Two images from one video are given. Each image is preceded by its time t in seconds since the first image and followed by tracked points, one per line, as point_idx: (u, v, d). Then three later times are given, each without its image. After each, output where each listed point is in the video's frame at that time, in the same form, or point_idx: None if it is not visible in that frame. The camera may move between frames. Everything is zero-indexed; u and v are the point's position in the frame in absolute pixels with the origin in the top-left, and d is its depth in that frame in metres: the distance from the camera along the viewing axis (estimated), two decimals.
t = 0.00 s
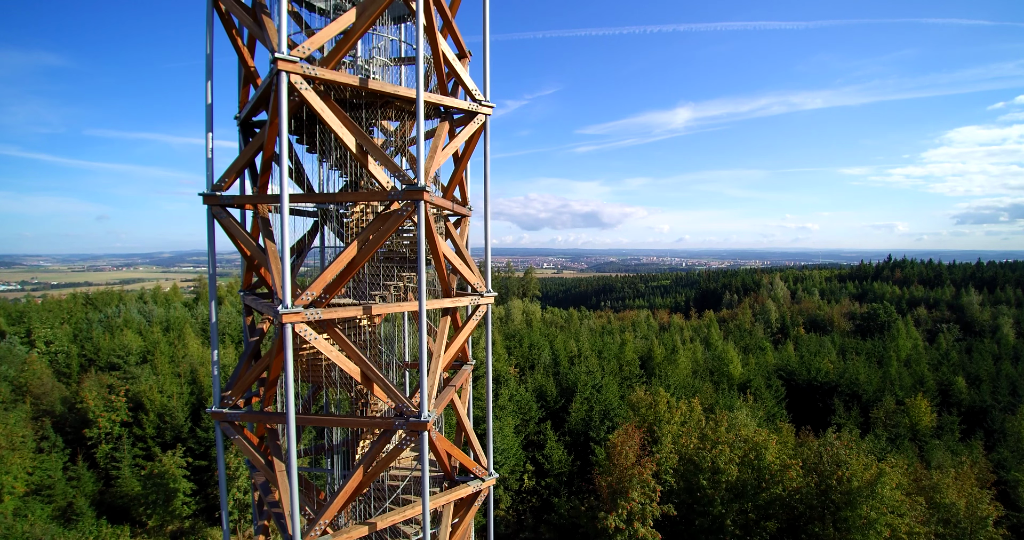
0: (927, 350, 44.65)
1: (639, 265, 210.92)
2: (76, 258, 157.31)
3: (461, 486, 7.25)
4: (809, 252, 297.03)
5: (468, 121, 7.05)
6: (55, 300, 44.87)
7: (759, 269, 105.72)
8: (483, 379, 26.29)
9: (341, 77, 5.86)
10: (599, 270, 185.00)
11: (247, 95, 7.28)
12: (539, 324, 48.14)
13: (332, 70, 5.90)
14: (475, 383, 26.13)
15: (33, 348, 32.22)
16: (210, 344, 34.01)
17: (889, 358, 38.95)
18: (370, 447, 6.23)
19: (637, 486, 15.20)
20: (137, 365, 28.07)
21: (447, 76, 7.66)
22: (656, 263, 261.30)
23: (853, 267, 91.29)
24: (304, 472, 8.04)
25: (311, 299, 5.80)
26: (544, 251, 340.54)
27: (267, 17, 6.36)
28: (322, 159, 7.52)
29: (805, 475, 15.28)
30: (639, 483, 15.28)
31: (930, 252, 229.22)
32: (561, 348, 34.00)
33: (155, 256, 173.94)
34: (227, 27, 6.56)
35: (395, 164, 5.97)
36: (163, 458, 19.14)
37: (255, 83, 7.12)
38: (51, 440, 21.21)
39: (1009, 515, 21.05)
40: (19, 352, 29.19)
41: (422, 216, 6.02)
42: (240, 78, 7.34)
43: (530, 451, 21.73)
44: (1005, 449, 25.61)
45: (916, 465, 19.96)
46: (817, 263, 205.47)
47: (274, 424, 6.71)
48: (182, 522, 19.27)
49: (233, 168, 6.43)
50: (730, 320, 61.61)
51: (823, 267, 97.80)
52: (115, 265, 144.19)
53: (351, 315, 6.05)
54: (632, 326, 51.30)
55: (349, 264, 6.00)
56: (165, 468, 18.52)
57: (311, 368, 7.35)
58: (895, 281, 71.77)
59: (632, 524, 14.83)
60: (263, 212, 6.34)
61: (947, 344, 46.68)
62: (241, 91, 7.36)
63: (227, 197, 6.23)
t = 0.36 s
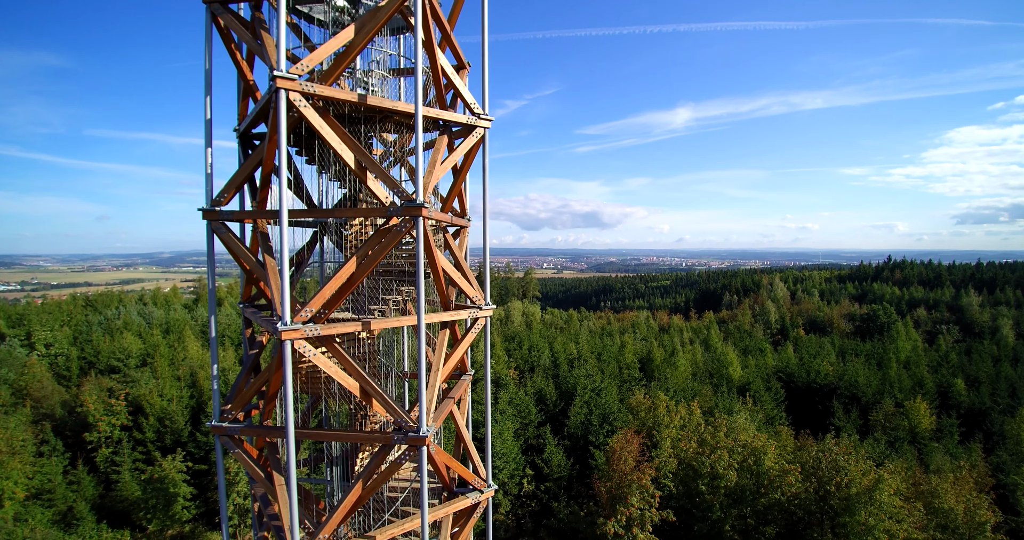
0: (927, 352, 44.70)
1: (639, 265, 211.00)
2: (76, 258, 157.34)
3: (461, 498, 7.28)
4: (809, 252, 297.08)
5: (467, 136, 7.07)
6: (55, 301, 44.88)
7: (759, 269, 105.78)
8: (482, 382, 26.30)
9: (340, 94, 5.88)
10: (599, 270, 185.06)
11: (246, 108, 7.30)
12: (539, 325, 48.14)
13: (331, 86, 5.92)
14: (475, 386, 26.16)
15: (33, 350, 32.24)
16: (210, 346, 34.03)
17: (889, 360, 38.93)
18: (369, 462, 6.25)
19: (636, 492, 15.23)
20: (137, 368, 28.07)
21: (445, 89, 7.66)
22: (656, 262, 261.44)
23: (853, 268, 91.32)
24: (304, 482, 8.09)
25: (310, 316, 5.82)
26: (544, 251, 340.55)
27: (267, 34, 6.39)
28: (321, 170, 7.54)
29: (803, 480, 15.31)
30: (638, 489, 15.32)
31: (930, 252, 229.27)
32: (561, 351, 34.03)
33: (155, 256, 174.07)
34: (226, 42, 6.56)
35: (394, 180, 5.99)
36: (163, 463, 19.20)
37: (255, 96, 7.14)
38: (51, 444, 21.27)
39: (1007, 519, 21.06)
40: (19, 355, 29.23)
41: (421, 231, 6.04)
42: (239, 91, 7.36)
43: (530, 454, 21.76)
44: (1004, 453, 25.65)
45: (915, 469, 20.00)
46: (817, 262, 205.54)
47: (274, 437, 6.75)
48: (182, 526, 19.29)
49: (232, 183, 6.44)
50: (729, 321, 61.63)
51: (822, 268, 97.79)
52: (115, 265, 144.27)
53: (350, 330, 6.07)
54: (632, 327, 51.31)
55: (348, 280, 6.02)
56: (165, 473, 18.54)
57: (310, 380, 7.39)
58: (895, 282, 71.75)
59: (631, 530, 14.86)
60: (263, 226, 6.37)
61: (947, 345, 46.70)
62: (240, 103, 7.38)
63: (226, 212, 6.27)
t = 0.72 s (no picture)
0: (926, 353, 44.75)
1: (638, 265, 211.19)
2: (76, 258, 157.32)
3: (458, 509, 7.30)
4: (808, 252, 297.17)
5: (465, 148, 7.09)
6: (55, 303, 44.87)
7: (759, 270, 105.88)
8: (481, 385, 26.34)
9: (338, 109, 5.90)
10: (598, 270, 185.29)
11: (246, 120, 7.32)
12: (539, 327, 48.14)
13: (330, 101, 5.95)
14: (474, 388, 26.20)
15: (33, 353, 32.30)
16: (210, 348, 34.09)
17: (888, 362, 38.96)
18: (368, 474, 6.29)
19: (635, 497, 15.27)
20: (137, 371, 28.09)
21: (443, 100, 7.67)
22: (656, 262, 261.51)
23: (852, 269, 91.39)
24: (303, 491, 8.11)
25: (308, 331, 5.86)
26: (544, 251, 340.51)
27: (266, 49, 6.41)
28: (320, 181, 7.56)
29: (802, 485, 15.34)
30: (637, 494, 15.36)
31: (930, 253, 229.31)
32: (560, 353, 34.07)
33: (155, 256, 174.13)
34: (225, 55, 6.59)
35: (392, 195, 6.03)
36: (163, 467, 19.23)
37: (254, 108, 7.16)
38: (51, 448, 21.29)
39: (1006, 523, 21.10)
40: (19, 358, 29.26)
41: (419, 246, 6.06)
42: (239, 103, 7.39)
43: (529, 458, 21.79)
44: (1003, 456, 25.69)
45: (914, 472, 20.05)
46: (817, 262, 205.60)
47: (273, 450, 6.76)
48: (182, 530, 19.30)
49: (231, 198, 6.46)
50: (729, 322, 61.65)
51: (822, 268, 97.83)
52: (114, 265, 144.27)
53: (349, 345, 6.08)
54: (631, 329, 51.32)
55: (346, 294, 6.06)
56: (165, 477, 18.54)
57: (309, 391, 7.40)
58: (895, 282, 71.74)
59: (630, 536, 14.91)
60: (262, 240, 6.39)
61: (946, 346, 46.73)
62: (239, 116, 7.39)
63: (225, 226, 6.30)
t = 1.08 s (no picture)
0: (926, 355, 44.77)
1: (638, 265, 211.42)
2: (76, 258, 157.41)
3: (457, 519, 7.33)
4: (808, 252, 297.19)
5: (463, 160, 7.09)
6: (55, 305, 44.86)
7: (758, 270, 105.89)
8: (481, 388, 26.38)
9: (337, 124, 5.94)
10: (598, 270, 185.38)
11: (244, 131, 7.35)
12: (539, 328, 48.15)
13: (329, 116, 5.97)
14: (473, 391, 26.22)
15: (33, 355, 32.33)
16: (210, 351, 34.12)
17: (888, 364, 38.99)
18: (367, 486, 6.33)
19: (634, 501, 15.33)
20: (137, 374, 28.11)
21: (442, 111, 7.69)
22: (656, 262, 261.56)
23: (852, 269, 91.43)
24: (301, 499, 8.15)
25: (307, 345, 5.89)
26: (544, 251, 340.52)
27: (265, 63, 6.45)
28: (318, 191, 7.59)
29: (800, 490, 15.37)
30: (636, 499, 15.40)
31: (930, 253, 229.35)
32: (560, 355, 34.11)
33: (155, 256, 174.23)
34: (224, 68, 6.61)
35: (391, 209, 6.06)
36: (164, 471, 19.28)
37: (253, 120, 7.19)
38: (51, 451, 21.34)
39: (1005, 526, 21.12)
40: (19, 360, 29.29)
41: (417, 261, 6.08)
42: (237, 114, 7.41)
43: (529, 461, 21.81)
44: (1002, 459, 25.72)
45: (912, 476, 20.09)
46: (817, 262, 205.60)
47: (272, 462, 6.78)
48: (182, 534, 19.32)
49: (231, 211, 6.49)
50: (729, 323, 61.69)
51: (821, 269, 97.86)
52: (113, 266, 144.25)
53: (348, 358, 6.11)
54: (631, 330, 51.33)
55: (345, 308, 6.09)
56: (165, 481, 18.56)
57: (307, 401, 7.41)
58: (895, 283, 71.75)
59: None
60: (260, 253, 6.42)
61: (946, 348, 46.75)
62: (237, 126, 7.41)
63: (224, 239, 6.34)
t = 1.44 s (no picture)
0: (925, 356, 44.75)
1: (638, 266, 211.61)
2: (76, 258, 157.42)
3: (456, 529, 7.37)
4: (808, 252, 297.26)
5: (461, 173, 7.14)
6: (55, 307, 44.92)
7: (758, 271, 105.84)
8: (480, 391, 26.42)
9: (335, 140, 5.96)
10: (598, 270, 185.50)
11: (242, 143, 7.38)
12: (538, 330, 48.20)
13: (326, 131, 5.99)
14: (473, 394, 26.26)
15: (33, 357, 32.37)
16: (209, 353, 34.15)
17: (887, 366, 39.03)
18: (365, 498, 6.39)
19: (632, 507, 15.38)
20: (137, 376, 28.14)
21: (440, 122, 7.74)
22: (656, 262, 261.55)
23: (852, 270, 91.44)
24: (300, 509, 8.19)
25: (306, 360, 5.93)
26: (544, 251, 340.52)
27: (263, 78, 6.49)
28: (317, 203, 7.63)
29: (798, 495, 15.39)
30: (635, 504, 15.43)
31: (930, 253, 229.37)
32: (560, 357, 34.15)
33: (155, 257, 174.36)
34: (222, 82, 6.64)
35: (389, 224, 6.11)
36: (164, 475, 19.34)
37: (252, 132, 7.23)
38: (51, 454, 21.39)
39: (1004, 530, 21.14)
40: (19, 363, 29.32)
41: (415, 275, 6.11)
42: (236, 127, 7.45)
43: (528, 465, 21.84)
44: (1001, 461, 25.74)
45: (911, 480, 20.09)
46: (817, 262, 205.49)
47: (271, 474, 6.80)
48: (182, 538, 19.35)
49: (229, 224, 6.53)
50: (729, 324, 61.70)
51: (821, 269, 97.90)
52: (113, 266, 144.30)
53: (346, 372, 6.15)
54: (631, 331, 51.36)
55: (343, 322, 6.13)
56: (165, 485, 18.59)
57: (306, 412, 7.45)
58: (894, 284, 71.74)
59: None
60: (258, 267, 6.50)
61: (945, 349, 46.79)
62: (235, 138, 7.44)
63: (222, 253, 6.42)
